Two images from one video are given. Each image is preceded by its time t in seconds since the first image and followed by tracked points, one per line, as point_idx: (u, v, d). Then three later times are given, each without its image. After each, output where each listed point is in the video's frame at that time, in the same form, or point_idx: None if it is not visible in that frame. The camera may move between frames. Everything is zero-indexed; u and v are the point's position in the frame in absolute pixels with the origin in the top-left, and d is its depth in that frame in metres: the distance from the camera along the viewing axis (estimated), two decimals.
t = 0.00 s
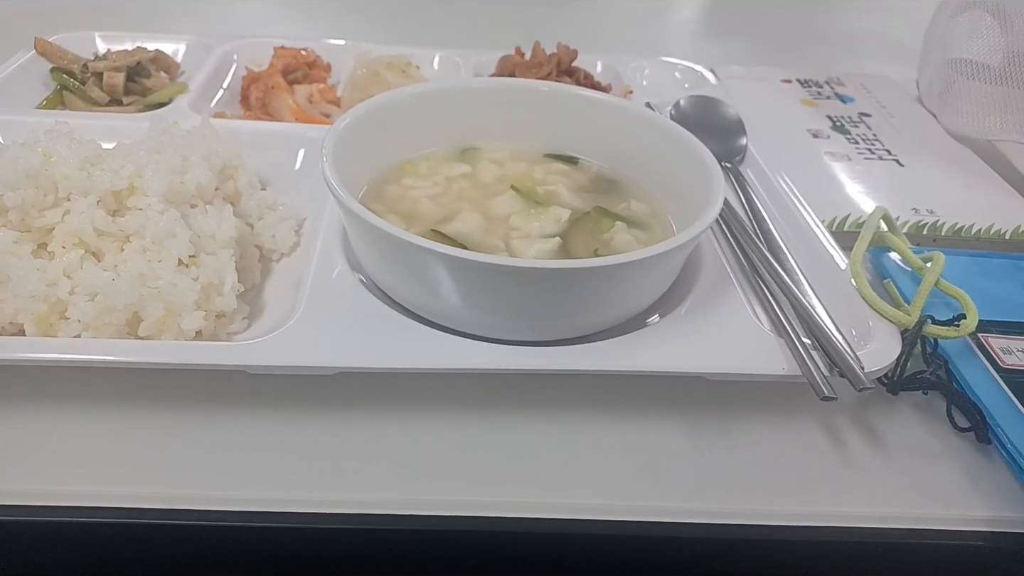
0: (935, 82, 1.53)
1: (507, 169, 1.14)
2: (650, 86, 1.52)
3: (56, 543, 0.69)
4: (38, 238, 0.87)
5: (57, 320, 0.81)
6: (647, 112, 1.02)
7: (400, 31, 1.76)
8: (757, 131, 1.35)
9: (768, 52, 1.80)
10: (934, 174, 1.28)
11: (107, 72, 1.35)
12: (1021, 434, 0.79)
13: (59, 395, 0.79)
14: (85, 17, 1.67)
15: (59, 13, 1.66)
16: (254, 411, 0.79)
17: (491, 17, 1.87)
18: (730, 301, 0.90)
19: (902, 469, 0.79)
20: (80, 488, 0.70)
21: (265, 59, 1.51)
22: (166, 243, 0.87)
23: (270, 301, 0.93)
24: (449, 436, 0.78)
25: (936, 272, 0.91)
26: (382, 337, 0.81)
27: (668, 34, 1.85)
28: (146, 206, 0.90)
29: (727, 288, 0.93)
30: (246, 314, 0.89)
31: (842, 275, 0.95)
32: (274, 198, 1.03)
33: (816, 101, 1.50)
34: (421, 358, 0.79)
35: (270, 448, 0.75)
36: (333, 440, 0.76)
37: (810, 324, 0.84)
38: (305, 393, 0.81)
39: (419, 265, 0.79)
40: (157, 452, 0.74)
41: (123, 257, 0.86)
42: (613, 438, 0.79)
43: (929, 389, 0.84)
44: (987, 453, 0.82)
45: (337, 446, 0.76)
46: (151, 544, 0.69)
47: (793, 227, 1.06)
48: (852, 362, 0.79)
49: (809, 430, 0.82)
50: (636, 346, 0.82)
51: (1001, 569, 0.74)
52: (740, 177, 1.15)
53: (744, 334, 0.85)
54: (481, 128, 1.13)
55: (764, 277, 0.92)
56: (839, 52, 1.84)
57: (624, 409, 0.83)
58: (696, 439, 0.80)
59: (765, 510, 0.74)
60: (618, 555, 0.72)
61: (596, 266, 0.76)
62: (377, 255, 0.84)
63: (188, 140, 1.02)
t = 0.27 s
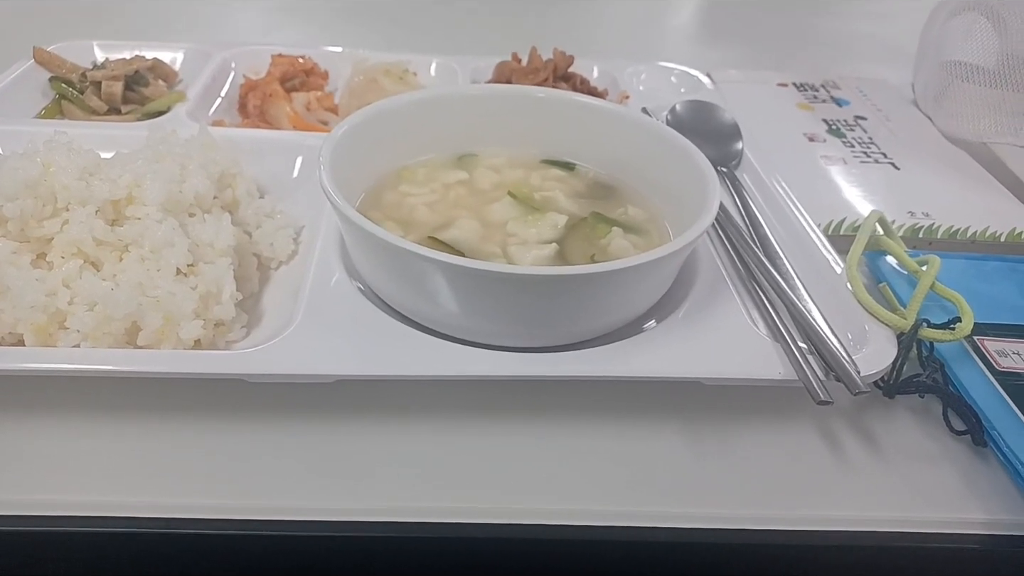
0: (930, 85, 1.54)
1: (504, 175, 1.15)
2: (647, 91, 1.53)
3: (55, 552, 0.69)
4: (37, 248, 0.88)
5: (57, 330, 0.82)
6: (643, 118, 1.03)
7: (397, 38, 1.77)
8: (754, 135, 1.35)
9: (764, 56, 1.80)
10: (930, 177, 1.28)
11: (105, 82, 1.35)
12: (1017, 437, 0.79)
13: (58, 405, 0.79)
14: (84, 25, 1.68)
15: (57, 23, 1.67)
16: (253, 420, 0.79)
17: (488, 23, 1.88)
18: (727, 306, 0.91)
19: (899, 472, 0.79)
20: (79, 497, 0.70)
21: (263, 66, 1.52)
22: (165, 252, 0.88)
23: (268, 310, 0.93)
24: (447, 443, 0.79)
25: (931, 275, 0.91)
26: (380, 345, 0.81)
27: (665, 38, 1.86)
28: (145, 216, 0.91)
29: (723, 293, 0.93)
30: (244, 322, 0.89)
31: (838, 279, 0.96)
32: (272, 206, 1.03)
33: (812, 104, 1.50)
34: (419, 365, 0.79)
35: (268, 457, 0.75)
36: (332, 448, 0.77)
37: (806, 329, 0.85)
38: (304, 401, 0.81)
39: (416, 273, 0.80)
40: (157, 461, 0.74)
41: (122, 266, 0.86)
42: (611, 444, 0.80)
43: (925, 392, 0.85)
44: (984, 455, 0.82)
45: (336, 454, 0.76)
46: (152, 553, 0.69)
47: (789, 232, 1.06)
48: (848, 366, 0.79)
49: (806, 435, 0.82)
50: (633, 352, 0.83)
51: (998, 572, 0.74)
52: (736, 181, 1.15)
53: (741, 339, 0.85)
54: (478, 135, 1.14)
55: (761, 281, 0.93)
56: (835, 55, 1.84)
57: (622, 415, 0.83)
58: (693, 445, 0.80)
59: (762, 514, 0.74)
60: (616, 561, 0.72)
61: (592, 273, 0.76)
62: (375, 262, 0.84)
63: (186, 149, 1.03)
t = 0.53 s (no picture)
0: (936, 87, 1.54)
1: (508, 175, 1.14)
2: (651, 91, 1.52)
3: (59, 550, 0.69)
4: (41, 246, 0.88)
5: (61, 328, 0.81)
6: (648, 119, 1.03)
7: (401, 37, 1.77)
8: (758, 137, 1.35)
9: (769, 57, 1.80)
10: (935, 180, 1.28)
11: (109, 79, 1.35)
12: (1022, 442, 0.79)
13: (62, 403, 0.79)
14: (88, 22, 1.68)
15: (62, 19, 1.67)
16: (256, 419, 0.79)
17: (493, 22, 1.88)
18: (731, 308, 0.90)
19: (904, 477, 0.79)
20: (83, 496, 0.70)
21: (267, 64, 1.52)
22: (169, 250, 0.88)
23: (272, 309, 0.93)
24: (451, 444, 0.78)
25: (937, 279, 0.91)
26: (384, 345, 0.81)
27: (669, 39, 1.85)
28: (149, 214, 0.91)
29: (728, 295, 0.93)
30: (248, 321, 0.89)
31: (843, 282, 0.96)
32: (276, 205, 1.03)
33: (817, 106, 1.50)
34: (424, 366, 0.79)
35: (272, 457, 0.75)
36: (336, 449, 0.77)
37: (811, 332, 0.84)
38: (307, 401, 0.81)
39: (421, 273, 0.80)
40: (161, 460, 0.74)
41: (126, 264, 0.86)
42: (615, 446, 0.80)
43: (930, 396, 0.84)
44: (989, 460, 0.82)
45: (339, 454, 0.76)
46: (155, 551, 0.69)
47: (794, 234, 1.06)
48: (853, 370, 0.79)
49: (810, 438, 0.82)
50: (638, 353, 0.82)
51: None
52: (741, 183, 1.15)
53: (746, 342, 0.85)
54: (483, 135, 1.14)
55: (766, 284, 0.93)
56: (839, 57, 1.84)
57: (626, 417, 0.83)
58: (697, 448, 0.80)
59: (766, 517, 0.74)
60: (619, 564, 0.72)
61: (598, 274, 0.76)
62: (379, 262, 0.84)
63: (191, 148, 1.03)
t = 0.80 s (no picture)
0: (919, 88, 1.56)
1: (495, 175, 1.15)
2: (638, 92, 1.53)
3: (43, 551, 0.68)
4: (25, 245, 0.88)
5: (45, 327, 0.81)
6: (634, 120, 1.04)
7: (390, 38, 1.77)
8: (744, 137, 1.36)
9: (754, 59, 1.81)
10: (918, 180, 1.29)
11: (96, 79, 1.35)
12: (1001, 435, 0.80)
13: (46, 402, 0.78)
14: (75, 23, 1.67)
15: (47, 20, 1.66)
16: (242, 418, 0.79)
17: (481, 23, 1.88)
18: (716, 305, 0.91)
19: (886, 471, 0.80)
20: (67, 495, 0.70)
21: (254, 65, 1.52)
22: (155, 250, 0.88)
23: (259, 308, 0.93)
24: (438, 441, 0.79)
25: (919, 276, 0.92)
26: (371, 342, 0.82)
27: (656, 41, 1.87)
28: (135, 213, 0.91)
29: (713, 292, 0.94)
30: (235, 320, 0.89)
31: (826, 280, 0.97)
32: (263, 204, 1.03)
33: (802, 107, 1.51)
34: (410, 363, 0.79)
35: (258, 455, 0.75)
36: (322, 446, 0.77)
37: (794, 328, 0.85)
38: (294, 399, 0.81)
39: (408, 270, 0.80)
40: (146, 459, 0.74)
41: (112, 263, 0.86)
42: (601, 441, 0.80)
43: (911, 391, 0.85)
44: (969, 453, 0.83)
45: (325, 452, 0.76)
46: (140, 551, 0.69)
47: (778, 233, 1.07)
48: (836, 366, 0.80)
49: (794, 433, 0.83)
50: (623, 350, 0.83)
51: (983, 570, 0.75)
52: (726, 183, 1.16)
53: (730, 338, 0.86)
54: (470, 135, 1.14)
55: (750, 281, 0.93)
56: (824, 59, 1.86)
57: (612, 413, 0.83)
58: (683, 443, 0.80)
59: (750, 511, 0.74)
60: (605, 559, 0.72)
61: (583, 271, 0.76)
62: (366, 260, 0.84)
63: (178, 148, 1.03)
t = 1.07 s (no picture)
0: (881, 88, 1.60)
1: (466, 179, 1.16)
2: (608, 96, 1.56)
3: (21, 557, 0.69)
4: None
5: (18, 336, 0.82)
6: (601, 123, 1.06)
7: (362, 46, 1.78)
8: (711, 138, 1.39)
9: (722, 62, 1.85)
10: (880, 177, 1.33)
11: (66, 90, 1.35)
12: (957, 421, 0.83)
13: (20, 411, 0.79)
14: (45, 34, 1.67)
15: (16, 31, 1.66)
16: (217, 422, 0.79)
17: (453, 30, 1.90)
18: (682, 301, 0.93)
19: (849, 458, 0.82)
20: (42, 501, 0.70)
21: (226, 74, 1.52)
22: (127, 258, 0.88)
23: (232, 314, 0.94)
24: (412, 440, 0.80)
25: (879, 270, 0.94)
26: (344, 344, 0.83)
27: (626, 46, 1.90)
28: (107, 222, 0.91)
29: (680, 289, 0.96)
30: (208, 325, 0.90)
31: (790, 275, 0.99)
32: (236, 211, 1.04)
33: (767, 108, 1.55)
34: (382, 364, 0.80)
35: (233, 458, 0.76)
36: (296, 447, 0.78)
37: (758, 322, 0.88)
38: (268, 402, 0.82)
39: (379, 273, 0.81)
40: (120, 465, 0.74)
41: (84, 272, 0.87)
42: (572, 437, 0.82)
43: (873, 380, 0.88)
44: (928, 439, 0.86)
45: (299, 453, 0.77)
46: (115, 555, 0.69)
47: (744, 231, 1.10)
48: (798, 357, 0.83)
49: (760, 424, 0.85)
50: (592, 346, 0.85)
51: (941, 551, 0.77)
52: (693, 183, 1.19)
53: (696, 333, 0.88)
54: (441, 140, 1.16)
55: (715, 278, 0.96)
56: (790, 62, 1.90)
57: (582, 409, 0.85)
58: (652, 436, 0.82)
59: (717, 500, 0.76)
60: (576, 550, 0.74)
61: (550, 270, 0.78)
62: (338, 264, 0.85)
63: (149, 156, 1.03)
